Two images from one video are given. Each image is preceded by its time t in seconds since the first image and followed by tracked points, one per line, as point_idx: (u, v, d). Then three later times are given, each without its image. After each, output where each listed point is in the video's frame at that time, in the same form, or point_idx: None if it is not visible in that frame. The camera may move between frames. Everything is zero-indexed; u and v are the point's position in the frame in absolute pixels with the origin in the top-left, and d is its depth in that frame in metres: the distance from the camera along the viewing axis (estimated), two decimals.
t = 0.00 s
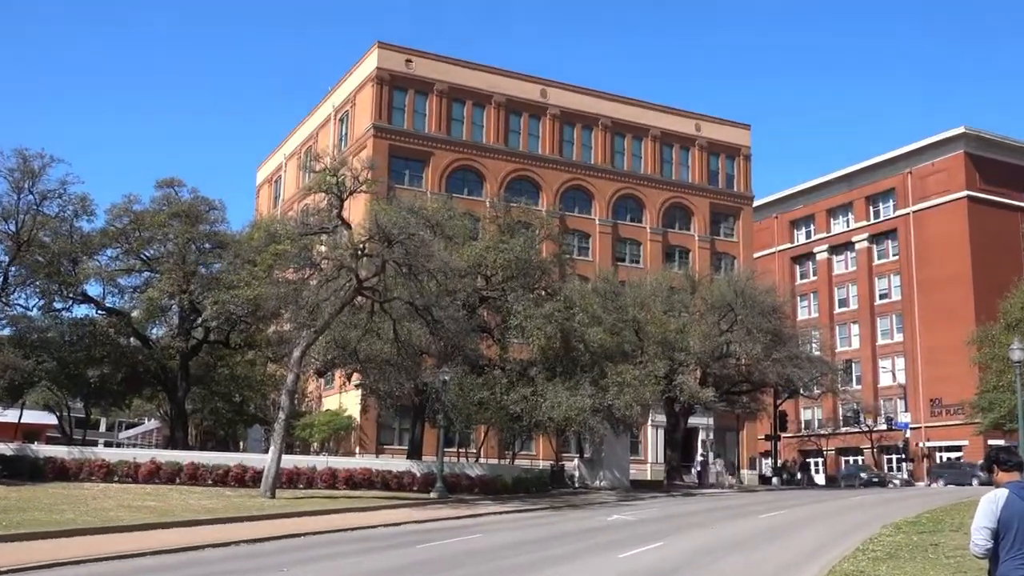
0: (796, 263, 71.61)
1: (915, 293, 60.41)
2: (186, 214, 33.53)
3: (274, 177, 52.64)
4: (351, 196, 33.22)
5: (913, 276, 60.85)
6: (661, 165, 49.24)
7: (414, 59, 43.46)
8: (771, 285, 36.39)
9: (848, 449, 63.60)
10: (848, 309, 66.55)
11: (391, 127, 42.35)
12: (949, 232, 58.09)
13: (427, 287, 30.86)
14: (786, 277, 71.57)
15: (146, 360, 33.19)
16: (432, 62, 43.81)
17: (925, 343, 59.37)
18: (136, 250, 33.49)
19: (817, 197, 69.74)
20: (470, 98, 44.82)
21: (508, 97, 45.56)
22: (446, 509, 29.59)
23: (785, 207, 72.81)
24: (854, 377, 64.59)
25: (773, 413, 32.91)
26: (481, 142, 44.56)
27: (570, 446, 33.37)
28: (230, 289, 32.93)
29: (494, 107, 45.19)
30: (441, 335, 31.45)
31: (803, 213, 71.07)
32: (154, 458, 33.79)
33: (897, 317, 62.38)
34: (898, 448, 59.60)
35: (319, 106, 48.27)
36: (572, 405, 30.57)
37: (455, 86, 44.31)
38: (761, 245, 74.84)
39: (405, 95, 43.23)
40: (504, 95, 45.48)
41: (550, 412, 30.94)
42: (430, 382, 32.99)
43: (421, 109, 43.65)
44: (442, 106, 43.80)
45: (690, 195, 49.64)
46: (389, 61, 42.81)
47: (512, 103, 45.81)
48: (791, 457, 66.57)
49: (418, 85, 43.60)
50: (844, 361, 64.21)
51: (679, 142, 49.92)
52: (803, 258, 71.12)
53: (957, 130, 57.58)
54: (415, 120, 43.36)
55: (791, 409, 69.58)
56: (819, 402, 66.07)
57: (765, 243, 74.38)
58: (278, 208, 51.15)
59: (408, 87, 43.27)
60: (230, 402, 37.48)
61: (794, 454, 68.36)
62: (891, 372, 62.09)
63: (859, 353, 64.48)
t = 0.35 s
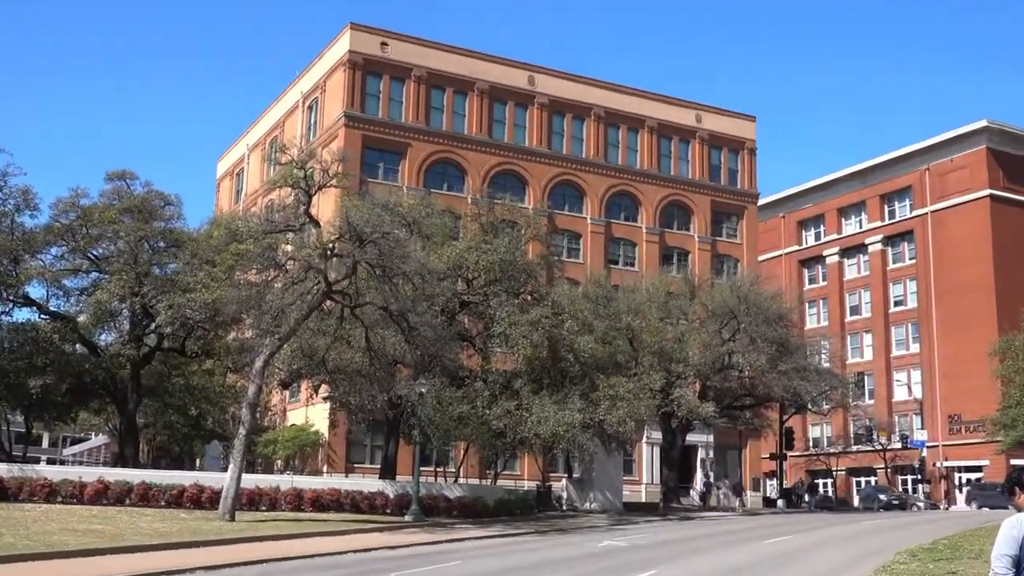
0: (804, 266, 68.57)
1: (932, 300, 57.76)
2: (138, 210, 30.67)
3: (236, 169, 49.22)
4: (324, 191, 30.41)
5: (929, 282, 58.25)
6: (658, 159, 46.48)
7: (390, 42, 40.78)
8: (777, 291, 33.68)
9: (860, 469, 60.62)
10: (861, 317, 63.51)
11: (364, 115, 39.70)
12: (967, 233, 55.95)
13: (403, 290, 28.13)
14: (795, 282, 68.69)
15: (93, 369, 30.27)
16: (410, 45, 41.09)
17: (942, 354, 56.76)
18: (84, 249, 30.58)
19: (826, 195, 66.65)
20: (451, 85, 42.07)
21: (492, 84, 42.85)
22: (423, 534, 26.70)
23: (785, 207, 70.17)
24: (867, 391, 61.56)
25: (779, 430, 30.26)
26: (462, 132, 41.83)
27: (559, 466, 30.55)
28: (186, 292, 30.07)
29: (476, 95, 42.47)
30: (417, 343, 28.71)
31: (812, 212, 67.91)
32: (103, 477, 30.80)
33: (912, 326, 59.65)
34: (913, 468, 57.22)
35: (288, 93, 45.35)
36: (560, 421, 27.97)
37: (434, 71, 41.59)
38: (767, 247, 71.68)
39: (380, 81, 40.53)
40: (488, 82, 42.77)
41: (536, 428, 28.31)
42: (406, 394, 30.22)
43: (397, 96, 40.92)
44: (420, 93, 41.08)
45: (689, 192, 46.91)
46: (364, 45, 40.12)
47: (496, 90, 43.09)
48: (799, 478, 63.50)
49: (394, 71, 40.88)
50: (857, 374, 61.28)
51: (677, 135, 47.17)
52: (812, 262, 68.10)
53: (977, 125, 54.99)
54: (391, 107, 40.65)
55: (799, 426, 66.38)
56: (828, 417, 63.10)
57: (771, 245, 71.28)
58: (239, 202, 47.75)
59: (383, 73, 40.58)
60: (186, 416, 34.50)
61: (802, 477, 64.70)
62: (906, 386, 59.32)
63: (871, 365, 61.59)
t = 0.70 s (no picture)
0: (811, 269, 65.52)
1: (950, 307, 55.36)
2: (86, 204, 28.11)
3: (192, 161, 46.40)
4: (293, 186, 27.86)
5: (947, 287, 55.85)
6: (654, 152, 44.00)
7: (362, 23, 38.49)
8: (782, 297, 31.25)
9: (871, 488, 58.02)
10: (873, 325, 60.67)
11: (334, 102, 37.34)
12: (988, 233, 53.74)
13: (376, 293, 25.63)
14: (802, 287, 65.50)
15: (34, 378, 27.60)
16: (386, 26, 38.77)
17: (962, 361, 54.36)
18: (27, 247, 27.96)
19: (837, 192, 63.55)
20: (429, 70, 39.68)
21: (473, 69, 40.45)
22: (395, 560, 24.08)
23: (785, 209, 67.71)
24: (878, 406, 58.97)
25: (784, 447, 27.89)
26: (441, 122, 39.38)
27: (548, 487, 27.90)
28: (137, 294, 27.49)
29: (456, 81, 40.05)
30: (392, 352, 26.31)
31: (821, 211, 64.78)
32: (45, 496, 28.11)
33: (929, 335, 57.07)
34: (929, 489, 54.87)
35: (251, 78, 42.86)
36: (546, 437, 25.61)
37: (410, 55, 39.22)
38: (772, 248, 68.49)
39: (351, 66, 38.17)
40: (469, 67, 40.38)
41: (519, 445, 25.91)
42: (379, 407, 27.62)
43: (370, 82, 38.53)
44: (394, 77, 38.72)
45: (687, 188, 44.45)
46: (334, 26, 37.85)
47: (478, 76, 40.68)
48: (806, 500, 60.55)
49: (367, 54, 38.53)
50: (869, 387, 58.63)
51: (674, 127, 44.73)
52: (819, 265, 65.08)
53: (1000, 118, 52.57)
54: (363, 94, 38.29)
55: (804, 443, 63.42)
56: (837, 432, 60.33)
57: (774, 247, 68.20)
58: (197, 195, 44.95)
59: (355, 56, 38.21)
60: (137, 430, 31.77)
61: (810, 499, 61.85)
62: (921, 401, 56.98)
63: (884, 378, 58.92)
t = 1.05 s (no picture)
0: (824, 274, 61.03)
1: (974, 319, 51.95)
2: (32, 198, 25.67)
3: (149, 154, 43.68)
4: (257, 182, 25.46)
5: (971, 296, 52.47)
6: (654, 147, 41.73)
7: (337, 4, 36.33)
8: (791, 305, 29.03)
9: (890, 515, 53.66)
10: (889, 335, 56.46)
11: (307, 91, 35.26)
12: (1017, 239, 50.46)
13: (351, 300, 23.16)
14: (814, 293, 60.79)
15: None
16: (364, 10, 36.60)
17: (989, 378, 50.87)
18: None
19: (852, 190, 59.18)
20: (409, 56, 37.40)
21: (457, 55, 38.15)
22: None
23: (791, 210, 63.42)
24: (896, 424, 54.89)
25: (793, 469, 25.69)
26: (421, 112, 37.15)
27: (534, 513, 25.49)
28: (86, 299, 25.07)
29: (438, 68, 37.76)
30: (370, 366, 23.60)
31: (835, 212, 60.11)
32: None
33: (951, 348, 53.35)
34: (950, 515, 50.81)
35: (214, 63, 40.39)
36: (533, 457, 23.48)
37: (388, 39, 36.89)
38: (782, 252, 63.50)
39: (324, 51, 36.01)
40: (454, 53, 38.07)
41: (505, 464, 23.68)
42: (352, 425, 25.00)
43: (344, 68, 36.29)
44: (371, 63, 36.47)
45: (688, 187, 42.10)
46: (308, 7, 35.74)
47: (462, 63, 38.36)
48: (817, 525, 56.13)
49: (341, 38, 36.28)
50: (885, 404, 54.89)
51: (675, 119, 42.38)
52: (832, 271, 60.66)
53: None
54: (336, 81, 36.10)
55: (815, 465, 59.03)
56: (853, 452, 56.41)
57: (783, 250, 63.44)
58: (153, 191, 42.35)
59: (329, 40, 36.04)
60: (88, 447, 29.24)
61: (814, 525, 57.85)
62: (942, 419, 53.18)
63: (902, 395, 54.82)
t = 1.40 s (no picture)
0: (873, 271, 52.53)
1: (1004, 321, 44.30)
2: None
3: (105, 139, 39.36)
4: (224, 179, 23.43)
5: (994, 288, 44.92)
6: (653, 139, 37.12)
7: None
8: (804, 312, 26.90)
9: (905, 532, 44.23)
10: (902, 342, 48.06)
11: (280, 78, 34.17)
12: None
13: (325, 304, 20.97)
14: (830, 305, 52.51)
15: None
16: None
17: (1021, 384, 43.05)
18: None
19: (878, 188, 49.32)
20: (388, 40, 36.83)
21: (442, 39, 37.39)
22: None
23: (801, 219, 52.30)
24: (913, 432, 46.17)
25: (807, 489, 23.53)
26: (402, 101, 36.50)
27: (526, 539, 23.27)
28: (37, 304, 23.06)
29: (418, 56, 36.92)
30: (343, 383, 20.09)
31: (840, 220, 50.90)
32: None
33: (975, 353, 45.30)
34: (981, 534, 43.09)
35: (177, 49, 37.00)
36: (522, 475, 22.14)
37: (367, 23, 36.49)
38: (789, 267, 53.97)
39: (301, 37, 35.39)
40: (438, 38, 37.33)
41: (493, 484, 22.12)
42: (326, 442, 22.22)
43: (321, 55, 35.69)
44: (349, 50, 35.91)
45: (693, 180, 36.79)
46: None
47: (446, 48, 37.35)
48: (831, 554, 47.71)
49: (318, 23, 35.79)
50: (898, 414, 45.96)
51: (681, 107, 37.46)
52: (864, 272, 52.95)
53: None
54: (311, 66, 35.39)
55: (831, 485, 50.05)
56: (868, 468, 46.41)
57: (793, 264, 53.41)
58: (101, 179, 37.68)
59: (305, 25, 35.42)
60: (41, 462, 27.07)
61: None
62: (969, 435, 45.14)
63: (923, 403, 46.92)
